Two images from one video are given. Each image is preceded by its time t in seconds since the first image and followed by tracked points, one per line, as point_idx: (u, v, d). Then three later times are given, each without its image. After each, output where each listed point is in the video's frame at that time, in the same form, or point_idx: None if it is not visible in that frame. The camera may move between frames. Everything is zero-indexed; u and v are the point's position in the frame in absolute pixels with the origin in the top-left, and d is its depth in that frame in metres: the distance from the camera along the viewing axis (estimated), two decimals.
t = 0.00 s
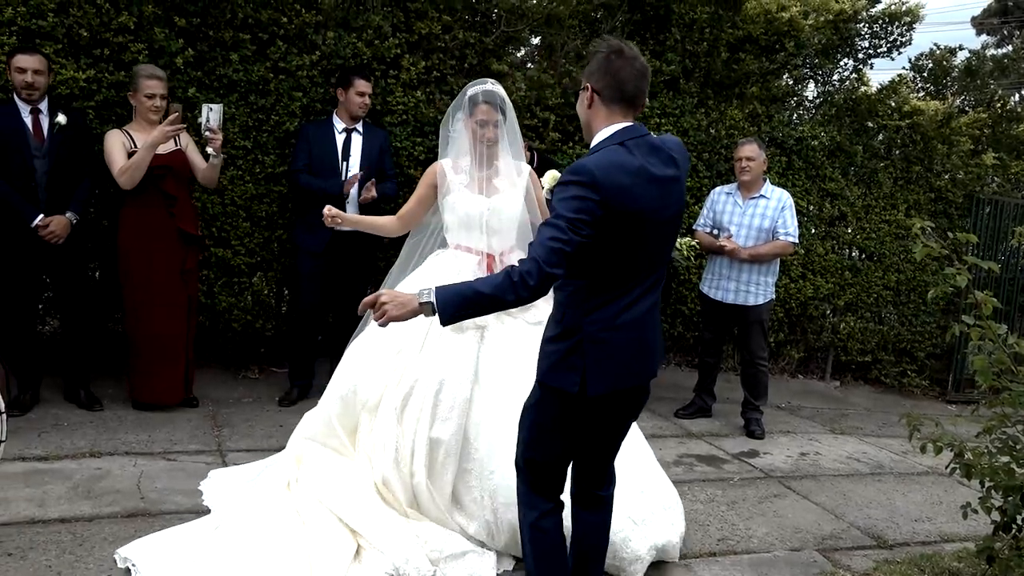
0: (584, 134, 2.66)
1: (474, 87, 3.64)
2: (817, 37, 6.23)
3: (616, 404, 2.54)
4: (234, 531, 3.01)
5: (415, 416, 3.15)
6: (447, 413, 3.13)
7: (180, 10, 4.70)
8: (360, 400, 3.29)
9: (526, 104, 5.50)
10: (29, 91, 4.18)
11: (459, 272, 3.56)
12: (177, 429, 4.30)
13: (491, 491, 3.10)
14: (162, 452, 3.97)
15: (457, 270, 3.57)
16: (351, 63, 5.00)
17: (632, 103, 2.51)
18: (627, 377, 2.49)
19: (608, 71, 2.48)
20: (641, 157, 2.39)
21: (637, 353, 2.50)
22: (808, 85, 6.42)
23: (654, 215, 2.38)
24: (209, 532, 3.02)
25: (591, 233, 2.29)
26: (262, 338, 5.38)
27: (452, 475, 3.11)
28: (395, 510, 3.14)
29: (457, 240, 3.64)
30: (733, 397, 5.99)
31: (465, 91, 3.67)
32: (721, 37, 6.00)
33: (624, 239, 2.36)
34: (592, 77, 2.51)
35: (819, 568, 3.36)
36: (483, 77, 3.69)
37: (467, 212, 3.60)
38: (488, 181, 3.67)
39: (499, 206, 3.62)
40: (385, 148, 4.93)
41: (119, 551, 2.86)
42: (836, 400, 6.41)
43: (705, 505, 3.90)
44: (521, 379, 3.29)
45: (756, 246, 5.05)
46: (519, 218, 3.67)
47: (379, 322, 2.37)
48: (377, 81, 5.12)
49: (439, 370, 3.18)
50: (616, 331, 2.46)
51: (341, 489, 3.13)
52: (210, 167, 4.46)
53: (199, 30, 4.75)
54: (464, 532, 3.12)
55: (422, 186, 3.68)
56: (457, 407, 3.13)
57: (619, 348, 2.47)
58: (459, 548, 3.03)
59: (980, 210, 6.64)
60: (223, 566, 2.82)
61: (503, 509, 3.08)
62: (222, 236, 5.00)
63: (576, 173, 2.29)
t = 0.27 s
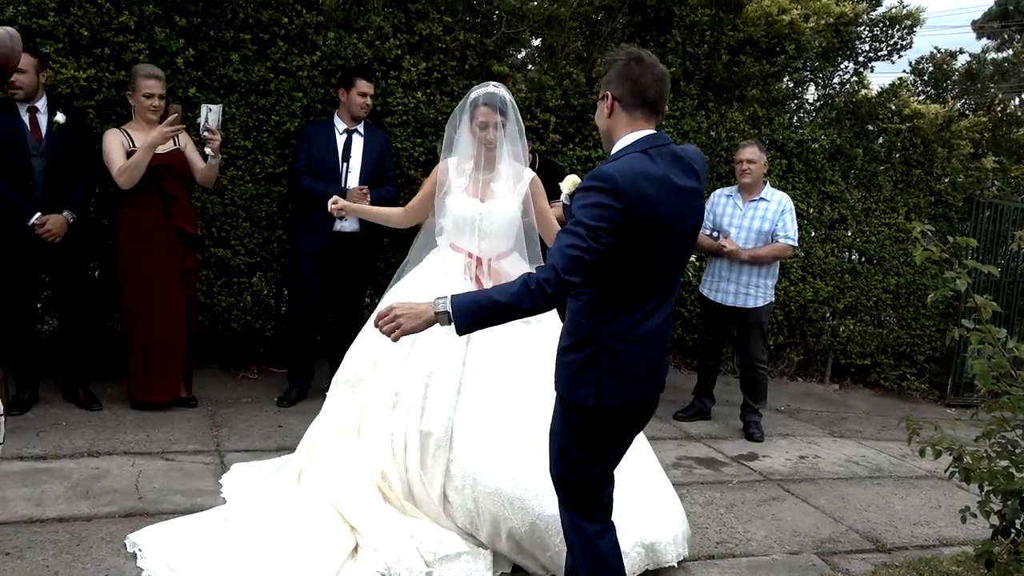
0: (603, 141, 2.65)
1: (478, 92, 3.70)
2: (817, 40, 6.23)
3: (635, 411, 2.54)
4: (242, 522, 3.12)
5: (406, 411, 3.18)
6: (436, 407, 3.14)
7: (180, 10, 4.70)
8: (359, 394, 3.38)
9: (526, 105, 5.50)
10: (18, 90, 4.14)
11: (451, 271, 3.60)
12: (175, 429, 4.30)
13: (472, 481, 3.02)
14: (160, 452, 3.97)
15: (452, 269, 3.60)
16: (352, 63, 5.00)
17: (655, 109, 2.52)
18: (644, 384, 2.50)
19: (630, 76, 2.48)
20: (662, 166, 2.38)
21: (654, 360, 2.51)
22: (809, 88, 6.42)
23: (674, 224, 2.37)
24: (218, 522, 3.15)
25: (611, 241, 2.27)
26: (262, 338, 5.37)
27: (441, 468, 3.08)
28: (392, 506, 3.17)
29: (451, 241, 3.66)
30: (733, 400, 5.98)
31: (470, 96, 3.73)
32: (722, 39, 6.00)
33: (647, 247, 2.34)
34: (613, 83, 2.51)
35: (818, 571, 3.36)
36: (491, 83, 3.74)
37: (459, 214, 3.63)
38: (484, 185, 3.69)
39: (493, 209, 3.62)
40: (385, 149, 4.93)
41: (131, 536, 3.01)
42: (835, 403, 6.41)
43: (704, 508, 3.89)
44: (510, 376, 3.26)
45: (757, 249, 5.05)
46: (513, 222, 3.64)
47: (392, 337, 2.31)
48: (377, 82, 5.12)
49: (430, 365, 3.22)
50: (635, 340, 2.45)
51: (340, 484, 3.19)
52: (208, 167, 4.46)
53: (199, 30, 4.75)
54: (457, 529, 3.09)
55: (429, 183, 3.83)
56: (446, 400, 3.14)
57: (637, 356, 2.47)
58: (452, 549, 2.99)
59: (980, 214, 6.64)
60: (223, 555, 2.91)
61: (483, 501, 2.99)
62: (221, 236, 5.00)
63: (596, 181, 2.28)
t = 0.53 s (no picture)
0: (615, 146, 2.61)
1: (470, 97, 3.67)
2: (817, 42, 6.24)
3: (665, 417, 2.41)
4: (243, 520, 3.18)
5: (397, 413, 3.19)
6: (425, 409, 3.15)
7: (180, 12, 4.71)
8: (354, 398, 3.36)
9: (526, 108, 5.50)
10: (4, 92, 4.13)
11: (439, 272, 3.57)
12: (174, 432, 4.30)
13: (456, 483, 3.04)
14: (159, 455, 3.97)
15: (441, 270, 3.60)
16: (351, 66, 5.00)
17: (665, 108, 2.50)
18: (673, 388, 2.37)
19: (639, 79, 2.46)
20: (678, 156, 2.32)
21: (682, 364, 2.38)
22: (808, 90, 6.43)
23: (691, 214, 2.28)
24: (223, 518, 3.21)
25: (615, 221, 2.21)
26: (261, 340, 5.37)
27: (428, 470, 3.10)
28: (387, 509, 3.17)
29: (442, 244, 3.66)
30: (732, 402, 5.98)
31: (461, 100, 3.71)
32: (721, 42, 6.01)
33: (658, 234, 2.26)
34: (622, 89, 2.48)
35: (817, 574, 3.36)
36: (481, 87, 3.71)
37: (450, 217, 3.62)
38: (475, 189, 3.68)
39: (483, 214, 3.61)
40: (385, 152, 4.93)
41: (137, 528, 3.12)
42: (835, 405, 6.41)
43: (704, 510, 3.89)
44: (498, 379, 3.22)
45: (756, 250, 5.05)
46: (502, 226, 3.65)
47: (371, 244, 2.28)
48: (377, 84, 5.12)
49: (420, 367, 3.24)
50: (659, 338, 2.34)
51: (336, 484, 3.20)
52: (205, 169, 4.46)
53: (199, 32, 4.75)
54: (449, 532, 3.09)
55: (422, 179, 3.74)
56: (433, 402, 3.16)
57: (662, 355, 2.35)
58: (443, 552, 2.99)
59: (979, 216, 6.65)
60: (218, 553, 2.96)
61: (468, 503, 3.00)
62: (220, 238, 5.00)
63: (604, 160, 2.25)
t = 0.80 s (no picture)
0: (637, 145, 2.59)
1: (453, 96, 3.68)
2: (817, 45, 6.24)
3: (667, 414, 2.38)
4: (242, 521, 3.18)
5: (394, 411, 3.19)
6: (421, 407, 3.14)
7: (180, 13, 4.71)
8: (343, 401, 3.33)
9: (526, 109, 5.50)
10: None
11: (429, 271, 3.59)
12: (173, 432, 4.29)
13: (461, 477, 3.03)
14: (158, 455, 3.96)
15: (428, 268, 3.60)
16: (351, 67, 5.00)
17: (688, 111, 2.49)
18: (676, 385, 2.35)
19: (661, 80, 2.44)
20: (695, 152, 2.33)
21: (686, 361, 2.37)
22: (808, 92, 6.44)
23: (703, 208, 2.28)
24: (221, 521, 3.19)
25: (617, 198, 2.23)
26: (260, 341, 5.37)
27: (428, 467, 3.09)
28: (385, 508, 3.16)
29: (428, 242, 3.66)
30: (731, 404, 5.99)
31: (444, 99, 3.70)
32: (721, 44, 6.02)
33: (661, 224, 2.26)
34: (646, 91, 2.45)
35: None
36: (462, 87, 3.72)
37: (437, 215, 3.63)
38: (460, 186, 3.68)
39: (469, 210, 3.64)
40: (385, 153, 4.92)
41: (136, 529, 3.11)
42: (834, 407, 6.41)
43: (702, 512, 3.89)
44: (497, 372, 3.25)
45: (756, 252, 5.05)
46: (487, 222, 3.70)
47: (371, 160, 2.35)
48: (376, 86, 5.12)
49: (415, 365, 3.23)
50: (662, 332, 2.34)
51: (333, 485, 3.19)
52: (204, 170, 4.46)
53: (199, 33, 4.76)
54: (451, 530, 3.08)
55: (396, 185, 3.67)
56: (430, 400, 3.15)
57: (663, 349, 2.34)
58: (443, 551, 2.99)
59: (978, 218, 6.64)
60: (218, 554, 2.96)
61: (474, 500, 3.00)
62: (220, 239, 5.00)
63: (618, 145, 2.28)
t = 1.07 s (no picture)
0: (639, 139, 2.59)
1: (447, 97, 3.65)
2: (816, 45, 6.24)
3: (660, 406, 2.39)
4: (241, 521, 3.17)
5: (396, 414, 3.19)
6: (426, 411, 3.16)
7: (179, 12, 4.71)
8: (337, 405, 3.32)
9: (525, 109, 5.50)
10: None
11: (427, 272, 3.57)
12: (172, 432, 4.29)
13: (473, 481, 3.05)
14: (157, 455, 3.96)
15: (425, 268, 3.59)
16: (351, 66, 5.00)
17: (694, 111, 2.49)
18: (667, 379, 2.36)
19: (671, 77, 2.44)
20: (696, 148, 2.33)
21: (681, 354, 2.37)
22: (807, 93, 6.44)
23: (698, 204, 2.28)
24: (219, 522, 3.18)
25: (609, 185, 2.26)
26: (259, 340, 5.37)
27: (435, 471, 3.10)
28: (385, 511, 3.15)
29: (423, 244, 3.65)
30: (730, 404, 5.99)
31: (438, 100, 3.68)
32: (720, 44, 6.02)
33: (655, 218, 2.27)
34: (655, 87, 2.45)
35: None
36: (454, 88, 3.70)
37: (434, 215, 3.62)
38: (455, 186, 3.67)
39: (465, 210, 3.66)
40: (385, 152, 4.92)
41: (134, 528, 3.11)
42: (833, 407, 6.41)
43: (700, 512, 3.89)
44: (499, 373, 3.31)
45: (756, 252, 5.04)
46: (480, 221, 3.72)
47: (401, 99, 2.38)
48: (376, 85, 5.11)
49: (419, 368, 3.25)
50: (653, 324, 2.36)
51: (333, 487, 3.18)
52: (201, 169, 4.45)
53: (198, 32, 4.75)
54: (451, 532, 3.08)
55: (385, 193, 3.63)
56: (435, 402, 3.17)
57: (657, 343, 2.35)
58: (444, 552, 2.99)
59: (977, 219, 6.64)
60: (217, 554, 2.96)
61: (484, 503, 3.01)
62: (219, 238, 4.99)
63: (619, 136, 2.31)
